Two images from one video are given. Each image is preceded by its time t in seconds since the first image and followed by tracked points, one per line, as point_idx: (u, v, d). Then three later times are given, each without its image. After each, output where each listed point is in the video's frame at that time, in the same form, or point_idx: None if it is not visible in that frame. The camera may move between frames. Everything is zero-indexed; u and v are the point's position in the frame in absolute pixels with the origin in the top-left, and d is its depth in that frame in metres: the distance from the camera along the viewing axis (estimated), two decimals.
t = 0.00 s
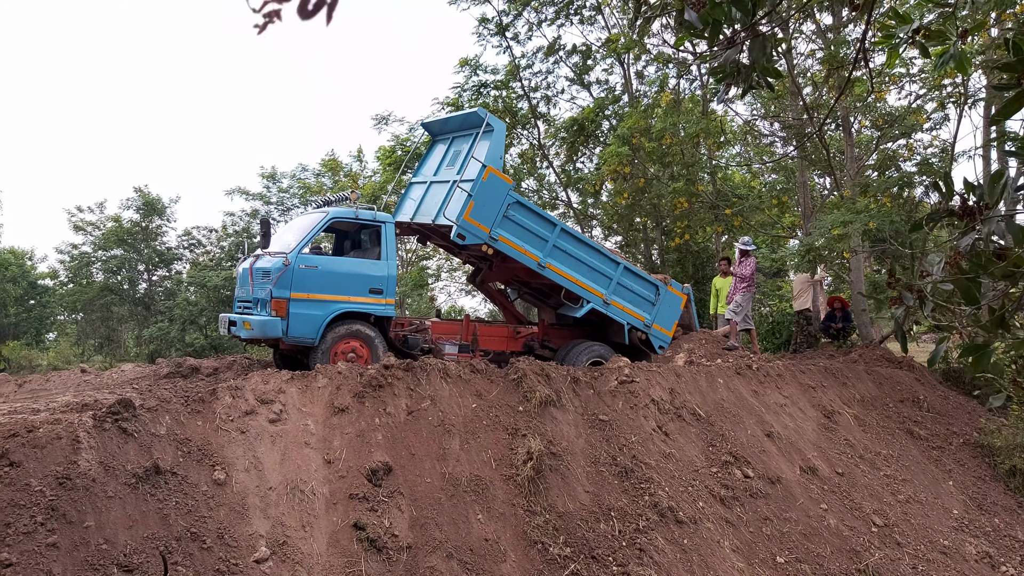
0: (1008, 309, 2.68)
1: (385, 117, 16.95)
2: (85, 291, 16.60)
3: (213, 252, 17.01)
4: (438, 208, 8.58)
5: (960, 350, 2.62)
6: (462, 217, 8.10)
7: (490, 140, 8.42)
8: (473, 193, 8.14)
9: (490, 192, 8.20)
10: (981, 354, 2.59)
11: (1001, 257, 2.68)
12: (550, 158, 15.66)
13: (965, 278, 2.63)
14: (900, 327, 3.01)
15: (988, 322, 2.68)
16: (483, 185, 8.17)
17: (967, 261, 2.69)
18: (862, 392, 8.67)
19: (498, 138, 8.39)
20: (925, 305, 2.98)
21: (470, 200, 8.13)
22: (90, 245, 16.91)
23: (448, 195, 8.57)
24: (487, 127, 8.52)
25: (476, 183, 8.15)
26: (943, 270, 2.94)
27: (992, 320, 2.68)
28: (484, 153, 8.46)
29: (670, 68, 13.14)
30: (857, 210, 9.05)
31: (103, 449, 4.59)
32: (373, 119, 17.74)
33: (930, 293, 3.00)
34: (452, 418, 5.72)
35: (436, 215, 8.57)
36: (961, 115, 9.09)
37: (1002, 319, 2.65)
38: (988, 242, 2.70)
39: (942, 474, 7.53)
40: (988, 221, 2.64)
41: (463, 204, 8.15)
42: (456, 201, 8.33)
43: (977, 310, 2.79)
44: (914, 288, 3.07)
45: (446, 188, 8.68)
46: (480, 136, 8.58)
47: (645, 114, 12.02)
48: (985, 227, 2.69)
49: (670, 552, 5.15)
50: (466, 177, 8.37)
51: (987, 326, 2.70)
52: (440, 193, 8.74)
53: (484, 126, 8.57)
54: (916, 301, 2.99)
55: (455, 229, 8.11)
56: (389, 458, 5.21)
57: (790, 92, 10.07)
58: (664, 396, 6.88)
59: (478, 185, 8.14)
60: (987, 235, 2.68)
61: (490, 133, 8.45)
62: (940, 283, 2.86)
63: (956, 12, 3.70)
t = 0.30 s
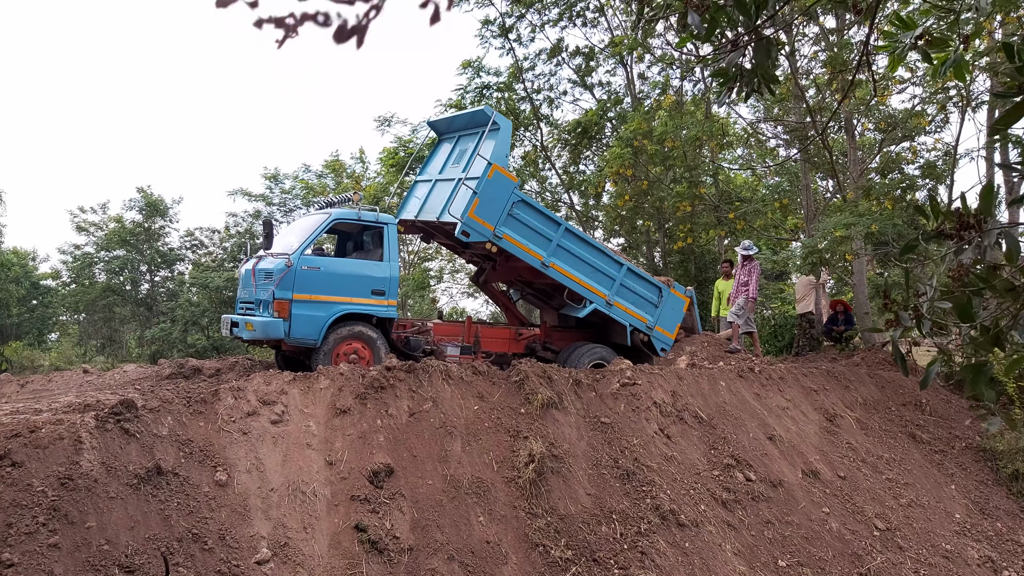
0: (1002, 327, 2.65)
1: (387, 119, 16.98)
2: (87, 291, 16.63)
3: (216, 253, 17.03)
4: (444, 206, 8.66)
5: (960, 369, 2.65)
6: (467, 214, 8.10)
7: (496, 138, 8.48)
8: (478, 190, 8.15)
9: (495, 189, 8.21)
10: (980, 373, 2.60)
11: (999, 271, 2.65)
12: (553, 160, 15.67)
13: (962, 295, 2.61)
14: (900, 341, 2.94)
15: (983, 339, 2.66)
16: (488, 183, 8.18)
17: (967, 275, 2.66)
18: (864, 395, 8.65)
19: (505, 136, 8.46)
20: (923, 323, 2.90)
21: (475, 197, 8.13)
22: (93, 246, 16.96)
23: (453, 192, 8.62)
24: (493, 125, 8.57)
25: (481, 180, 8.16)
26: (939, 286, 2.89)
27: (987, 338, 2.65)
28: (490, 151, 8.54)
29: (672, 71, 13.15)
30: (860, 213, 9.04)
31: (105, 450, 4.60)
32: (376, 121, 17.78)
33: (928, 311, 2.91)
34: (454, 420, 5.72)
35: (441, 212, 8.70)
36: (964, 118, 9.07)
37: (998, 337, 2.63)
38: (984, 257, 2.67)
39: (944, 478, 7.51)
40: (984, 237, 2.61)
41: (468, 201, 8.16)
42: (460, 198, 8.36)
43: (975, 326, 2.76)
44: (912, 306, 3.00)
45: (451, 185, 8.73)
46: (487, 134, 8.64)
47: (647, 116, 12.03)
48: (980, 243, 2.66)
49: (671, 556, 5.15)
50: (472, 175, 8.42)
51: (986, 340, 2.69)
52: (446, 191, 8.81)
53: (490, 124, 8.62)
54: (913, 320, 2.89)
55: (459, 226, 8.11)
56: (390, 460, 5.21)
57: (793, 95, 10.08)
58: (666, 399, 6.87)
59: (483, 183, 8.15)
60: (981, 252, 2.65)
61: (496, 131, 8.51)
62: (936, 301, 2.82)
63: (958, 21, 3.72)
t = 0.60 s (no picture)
0: (993, 332, 2.64)
1: (388, 122, 17.01)
2: (88, 295, 16.63)
3: (217, 256, 17.04)
4: (446, 205, 8.55)
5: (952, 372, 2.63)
6: (470, 212, 8.10)
7: (499, 138, 8.43)
8: (482, 189, 8.16)
9: (498, 188, 8.23)
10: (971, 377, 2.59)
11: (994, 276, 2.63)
12: (553, 163, 15.69)
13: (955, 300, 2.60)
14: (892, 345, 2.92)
15: (973, 345, 2.65)
16: (491, 182, 8.20)
17: (964, 279, 2.66)
18: (865, 398, 8.65)
19: (508, 136, 8.42)
20: (914, 328, 2.89)
21: (478, 196, 8.14)
22: (94, 250, 16.97)
23: (455, 191, 8.51)
24: (496, 125, 8.53)
25: (484, 179, 8.18)
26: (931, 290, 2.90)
27: (978, 343, 2.64)
28: (493, 150, 8.49)
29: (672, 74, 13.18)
30: (859, 216, 9.05)
31: (106, 453, 4.60)
32: (376, 124, 17.81)
33: (919, 315, 2.90)
34: (454, 423, 5.72)
35: (443, 211, 8.58)
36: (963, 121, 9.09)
37: (988, 343, 2.61)
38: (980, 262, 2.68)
39: (945, 480, 7.51)
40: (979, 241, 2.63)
41: (471, 200, 8.16)
42: (463, 197, 8.34)
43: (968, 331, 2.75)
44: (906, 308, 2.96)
45: (454, 185, 8.63)
46: (490, 134, 8.60)
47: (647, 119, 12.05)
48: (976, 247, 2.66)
49: (672, 558, 5.14)
50: (475, 174, 8.40)
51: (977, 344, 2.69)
52: (448, 191, 8.73)
53: (494, 124, 8.58)
54: (904, 324, 2.90)
55: (462, 224, 8.11)
56: (391, 463, 5.21)
57: (794, 99, 10.10)
58: (667, 402, 6.87)
59: (486, 181, 8.17)
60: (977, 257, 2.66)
61: (500, 131, 8.47)
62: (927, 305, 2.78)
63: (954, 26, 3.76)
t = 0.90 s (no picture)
0: (986, 332, 2.74)
1: (383, 128, 17.04)
2: (82, 302, 16.58)
3: (212, 263, 17.01)
4: (443, 207, 8.56)
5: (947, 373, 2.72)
6: (467, 214, 8.10)
7: (498, 140, 8.45)
8: (479, 191, 8.16)
9: (496, 191, 8.24)
10: (966, 376, 2.69)
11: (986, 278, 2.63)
12: (549, 169, 15.72)
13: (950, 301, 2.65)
14: (886, 347, 2.93)
15: (966, 346, 2.76)
16: (489, 184, 8.20)
17: (957, 281, 2.67)
18: (860, 403, 8.67)
19: (507, 138, 8.43)
20: (909, 330, 2.89)
21: (475, 198, 8.14)
22: (88, 256, 16.95)
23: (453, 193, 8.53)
24: (495, 128, 8.55)
25: (482, 181, 8.19)
26: (925, 291, 2.89)
27: (971, 342, 2.76)
28: (491, 153, 8.51)
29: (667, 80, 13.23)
30: (854, 222, 9.08)
31: (100, 460, 4.57)
32: (371, 130, 17.84)
33: (913, 316, 2.90)
34: (450, 429, 5.71)
35: (441, 213, 8.57)
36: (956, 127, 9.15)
37: (981, 343, 2.72)
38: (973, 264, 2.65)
39: (940, 485, 7.53)
40: (973, 241, 2.59)
41: (469, 201, 8.16)
42: (461, 198, 8.34)
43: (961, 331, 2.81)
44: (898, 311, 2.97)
45: (452, 187, 8.64)
46: (489, 136, 8.61)
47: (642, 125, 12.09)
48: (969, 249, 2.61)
49: (668, 564, 5.14)
50: (473, 177, 8.40)
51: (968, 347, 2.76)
52: (445, 193, 8.73)
53: (493, 126, 8.60)
54: (898, 325, 2.88)
55: (459, 226, 8.11)
56: (386, 470, 5.20)
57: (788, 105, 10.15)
58: (662, 407, 6.88)
59: (484, 184, 8.18)
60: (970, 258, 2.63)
61: (498, 133, 8.49)
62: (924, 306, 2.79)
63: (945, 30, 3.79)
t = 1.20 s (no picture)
0: (990, 329, 2.64)
1: (383, 131, 17.07)
2: (82, 303, 16.59)
3: (212, 264, 17.03)
4: (446, 206, 8.56)
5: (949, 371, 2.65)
6: (469, 212, 8.10)
7: (501, 140, 8.45)
8: (482, 190, 8.16)
9: (499, 190, 8.24)
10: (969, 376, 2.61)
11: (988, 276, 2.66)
12: (549, 173, 15.74)
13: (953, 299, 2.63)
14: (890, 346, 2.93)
15: (970, 342, 2.63)
16: (491, 183, 8.21)
17: (957, 279, 2.68)
18: (860, 407, 8.67)
19: (510, 138, 8.43)
20: (912, 327, 2.89)
21: (478, 196, 8.14)
22: (89, 257, 16.97)
23: (455, 193, 8.53)
24: (498, 128, 8.55)
25: (484, 180, 8.19)
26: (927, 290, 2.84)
27: (974, 339, 2.63)
28: (494, 152, 8.51)
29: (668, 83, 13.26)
30: (853, 226, 9.09)
31: (99, 461, 4.57)
32: (372, 133, 17.88)
33: (917, 314, 2.90)
34: (449, 432, 5.71)
35: (443, 212, 8.58)
36: (955, 131, 9.16)
37: (985, 339, 2.60)
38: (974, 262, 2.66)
39: (940, 490, 7.52)
40: (973, 240, 2.60)
41: (471, 200, 8.16)
42: (463, 197, 8.34)
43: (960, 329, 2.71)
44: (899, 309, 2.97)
45: (454, 187, 8.64)
46: (492, 136, 8.61)
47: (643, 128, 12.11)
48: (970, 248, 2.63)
49: (667, 568, 5.14)
50: (475, 176, 8.41)
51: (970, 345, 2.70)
52: (448, 193, 8.73)
53: (496, 127, 8.60)
54: (902, 323, 2.90)
55: (461, 224, 8.11)
56: (386, 472, 5.20)
57: (788, 109, 10.17)
58: (662, 410, 6.88)
59: (487, 183, 8.18)
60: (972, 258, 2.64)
61: (502, 133, 8.49)
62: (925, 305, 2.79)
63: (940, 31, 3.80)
